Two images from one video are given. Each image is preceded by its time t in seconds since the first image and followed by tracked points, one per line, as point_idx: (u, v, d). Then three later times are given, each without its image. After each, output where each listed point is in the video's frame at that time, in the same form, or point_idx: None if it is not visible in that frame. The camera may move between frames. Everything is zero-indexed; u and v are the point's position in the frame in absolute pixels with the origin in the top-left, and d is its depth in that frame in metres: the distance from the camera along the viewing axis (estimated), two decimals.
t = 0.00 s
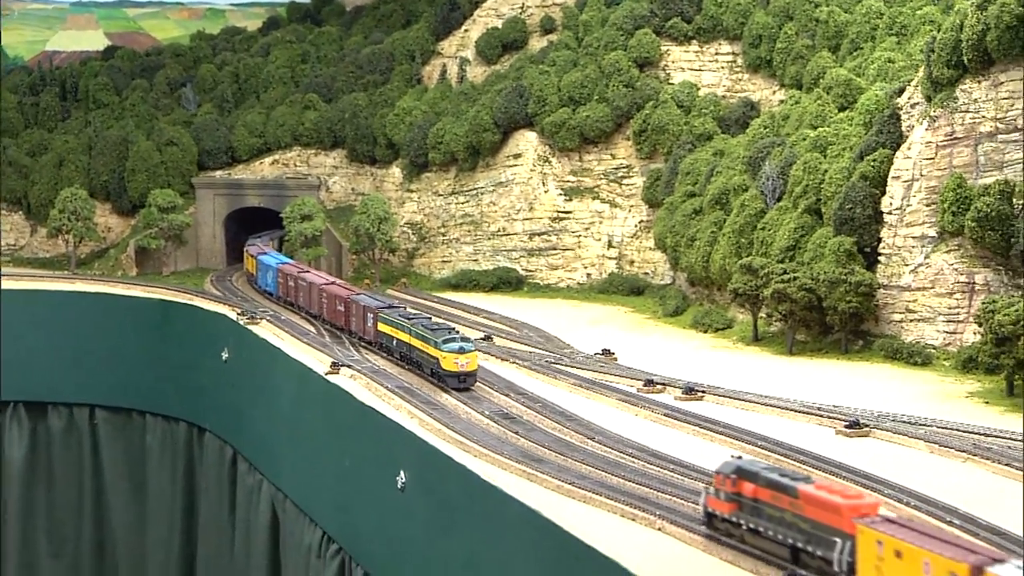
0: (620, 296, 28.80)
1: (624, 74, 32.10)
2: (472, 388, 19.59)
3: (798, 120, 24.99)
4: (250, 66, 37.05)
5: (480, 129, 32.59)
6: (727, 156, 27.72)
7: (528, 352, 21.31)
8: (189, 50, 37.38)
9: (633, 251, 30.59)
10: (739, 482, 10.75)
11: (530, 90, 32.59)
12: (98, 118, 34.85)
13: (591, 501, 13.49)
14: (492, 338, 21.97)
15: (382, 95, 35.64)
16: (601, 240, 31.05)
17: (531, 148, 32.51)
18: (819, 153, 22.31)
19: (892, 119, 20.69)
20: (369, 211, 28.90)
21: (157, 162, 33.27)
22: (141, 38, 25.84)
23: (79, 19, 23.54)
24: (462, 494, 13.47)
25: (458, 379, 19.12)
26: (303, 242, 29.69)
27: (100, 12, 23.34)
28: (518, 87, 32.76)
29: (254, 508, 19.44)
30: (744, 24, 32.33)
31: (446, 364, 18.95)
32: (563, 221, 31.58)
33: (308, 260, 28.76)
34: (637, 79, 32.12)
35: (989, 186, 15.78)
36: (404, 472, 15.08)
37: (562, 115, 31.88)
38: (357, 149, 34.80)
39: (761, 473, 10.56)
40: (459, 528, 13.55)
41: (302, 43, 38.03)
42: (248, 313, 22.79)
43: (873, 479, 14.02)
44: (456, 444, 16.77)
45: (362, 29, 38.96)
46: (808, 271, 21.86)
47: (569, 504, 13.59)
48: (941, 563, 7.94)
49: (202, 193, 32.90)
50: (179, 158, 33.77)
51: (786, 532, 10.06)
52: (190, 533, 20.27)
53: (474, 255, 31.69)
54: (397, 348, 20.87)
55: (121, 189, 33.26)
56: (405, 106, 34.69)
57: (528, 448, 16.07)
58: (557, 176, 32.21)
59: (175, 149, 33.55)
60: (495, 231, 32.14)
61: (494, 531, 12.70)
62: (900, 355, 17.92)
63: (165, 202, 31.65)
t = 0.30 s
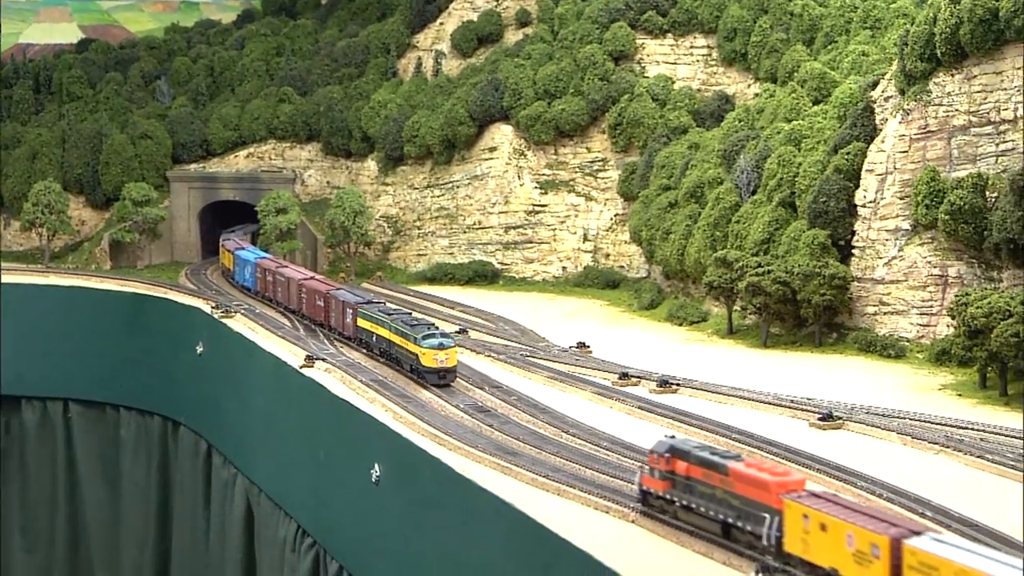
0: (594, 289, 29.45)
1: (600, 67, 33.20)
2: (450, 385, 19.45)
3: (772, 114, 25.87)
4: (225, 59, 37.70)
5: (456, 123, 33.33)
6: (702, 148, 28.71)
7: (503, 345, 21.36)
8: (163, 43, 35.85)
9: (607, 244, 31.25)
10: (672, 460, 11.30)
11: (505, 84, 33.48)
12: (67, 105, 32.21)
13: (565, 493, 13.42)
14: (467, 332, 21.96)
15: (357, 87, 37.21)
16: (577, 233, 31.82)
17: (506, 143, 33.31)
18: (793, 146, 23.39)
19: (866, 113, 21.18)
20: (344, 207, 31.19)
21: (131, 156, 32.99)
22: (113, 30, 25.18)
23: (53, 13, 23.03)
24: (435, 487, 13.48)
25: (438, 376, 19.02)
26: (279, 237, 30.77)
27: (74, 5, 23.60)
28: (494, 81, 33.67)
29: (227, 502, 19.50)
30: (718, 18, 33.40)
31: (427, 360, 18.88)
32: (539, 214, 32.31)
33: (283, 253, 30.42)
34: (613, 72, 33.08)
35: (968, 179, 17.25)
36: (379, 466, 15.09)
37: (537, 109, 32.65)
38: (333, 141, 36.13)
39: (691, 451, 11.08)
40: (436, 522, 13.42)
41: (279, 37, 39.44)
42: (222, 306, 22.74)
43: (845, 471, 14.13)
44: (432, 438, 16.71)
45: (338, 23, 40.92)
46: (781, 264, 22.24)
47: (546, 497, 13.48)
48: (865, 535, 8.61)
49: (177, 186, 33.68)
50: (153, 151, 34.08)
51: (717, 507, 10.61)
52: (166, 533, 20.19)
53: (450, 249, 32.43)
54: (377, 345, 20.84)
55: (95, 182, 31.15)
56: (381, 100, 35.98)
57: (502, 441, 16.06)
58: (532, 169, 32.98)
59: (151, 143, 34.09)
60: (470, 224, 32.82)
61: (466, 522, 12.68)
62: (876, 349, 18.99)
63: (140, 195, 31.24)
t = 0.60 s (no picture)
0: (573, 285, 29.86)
1: (579, 62, 33.24)
2: (434, 380, 19.38)
3: (750, 108, 26.14)
4: (204, 55, 37.87)
5: (434, 117, 33.52)
6: (681, 143, 28.66)
7: (482, 340, 21.42)
8: (141, 38, 37.81)
9: (587, 239, 31.56)
10: (612, 441, 11.83)
11: (484, 78, 33.57)
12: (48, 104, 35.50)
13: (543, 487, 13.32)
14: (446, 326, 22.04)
15: (336, 81, 36.84)
16: (556, 228, 32.06)
17: (484, 138, 33.53)
18: (772, 142, 23.84)
19: (844, 108, 22.29)
20: (324, 200, 31.29)
21: (108, 150, 34.14)
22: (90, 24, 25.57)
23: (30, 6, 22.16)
24: (412, 480, 13.44)
25: (421, 374, 18.95)
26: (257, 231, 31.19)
27: None
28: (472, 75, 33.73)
29: (205, 495, 19.86)
30: (697, 13, 33.55)
31: (409, 358, 18.73)
32: (518, 209, 32.61)
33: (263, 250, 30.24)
34: (592, 67, 33.25)
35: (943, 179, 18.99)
36: (356, 460, 15.08)
37: (516, 104, 32.75)
38: (311, 137, 35.89)
39: (631, 433, 11.60)
40: (415, 516, 13.38)
41: (256, 32, 39.02)
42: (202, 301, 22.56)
43: (820, 464, 14.18)
44: (409, 433, 16.69)
45: (315, 17, 40.67)
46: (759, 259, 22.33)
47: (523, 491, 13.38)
48: (794, 510, 9.15)
49: (154, 180, 34.05)
50: (130, 146, 34.51)
51: (655, 486, 11.14)
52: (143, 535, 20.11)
53: (429, 243, 32.92)
54: (360, 341, 20.70)
55: (73, 176, 33.84)
56: (359, 95, 35.71)
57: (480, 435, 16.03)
58: (512, 164, 33.13)
59: (128, 138, 34.56)
60: (449, 219, 33.25)
61: (443, 515, 12.60)
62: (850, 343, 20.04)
63: (117, 189, 32.39)
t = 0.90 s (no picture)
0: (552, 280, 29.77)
1: (554, 58, 33.21)
2: (416, 380, 19.19)
3: (726, 102, 26.54)
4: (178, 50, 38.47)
5: (410, 112, 33.43)
6: (656, 139, 28.81)
7: (459, 335, 21.45)
8: (116, 32, 39.21)
9: (564, 234, 31.41)
10: (551, 424, 12.20)
11: (459, 73, 33.41)
12: (23, 99, 36.66)
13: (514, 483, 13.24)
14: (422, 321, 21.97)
15: (311, 76, 37.01)
16: (532, 223, 32.02)
17: (461, 133, 33.29)
18: (746, 137, 24.12)
19: (818, 103, 22.67)
20: (298, 195, 31.98)
21: (83, 145, 34.26)
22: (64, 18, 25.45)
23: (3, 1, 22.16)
24: (386, 476, 13.34)
25: (402, 372, 18.72)
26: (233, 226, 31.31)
27: None
28: (448, 70, 33.58)
29: (181, 493, 19.29)
30: (672, 9, 33.67)
31: (389, 355, 18.60)
32: (494, 204, 32.56)
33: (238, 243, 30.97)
34: (569, 62, 33.21)
35: (915, 169, 19.00)
36: (331, 455, 15.01)
37: (492, 99, 32.73)
38: (287, 132, 35.85)
39: (569, 416, 11.98)
40: (388, 510, 13.26)
41: (233, 25, 40.03)
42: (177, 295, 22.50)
43: (795, 459, 14.07)
44: (384, 428, 16.66)
45: (291, 13, 41.00)
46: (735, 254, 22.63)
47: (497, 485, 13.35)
48: (724, 489, 9.59)
49: (130, 175, 34.25)
50: (105, 141, 34.68)
51: (593, 467, 11.53)
52: (118, 534, 20.04)
53: (405, 238, 33.04)
54: (341, 340, 20.56)
55: (47, 171, 34.34)
56: (334, 89, 35.87)
57: (455, 430, 15.98)
58: (488, 159, 33.15)
59: (103, 132, 34.72)
60: (425, 214, 33.17)
61: (416, 510, 12.52)
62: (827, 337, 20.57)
63: (92, 185, 32.37)
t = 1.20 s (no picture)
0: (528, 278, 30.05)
1: (530, 53, 33.43)
2: (396, 380, 18.92)
3: (701, 98, 26.60)
4: (152, 46, 38.27)
5: (385, 108, 33.67)
6: (631, 135, 28.96)
7: (433, 331, 21.46)
8: (89, 28, 38.43)
9: (538, 230, 31.95)
10: (491, 409, 12.58)
11: (434, 69, 33.67)
12: None
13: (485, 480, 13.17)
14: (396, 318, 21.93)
15: (286, 72, 37.04)
16: (507, 219, 32.38)
17: (436, 129, 33.62)
18: (721, 133, 24.18)
19: (792, 99, 22.63)
20: (273, 191, 31.98)
21: (56, 141, 33.90)
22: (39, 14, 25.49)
23: None
24: (359, 473, 13.02)
25: (380, 371, 18.41)
26: (207, 223, 31.81)
27: None
28: (422, 66, 33.81)
29: (153, 490, 19.22)
30: (646, 5, 33.92)
31: (368, 355, 18.33)
32: (469, 200, 32.87)
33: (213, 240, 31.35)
34: (543, 58, 33.44)
35: (888, 166, 19.91)
36: (305, 452, 14.75)
37: (467, 95, 32.92)
38: (262, 128, 35.97)
39: (509, 401, 12.35)
40: (359, 507, 12.95)
41: (207, 21, 39.78)
42: (150, 293, 22.73)
43: (768, 455, 13.93)
44: (357, 425, 16.55)
45: (264, 9, 40.97)
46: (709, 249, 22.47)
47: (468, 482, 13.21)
48: (656, 470, 10.02)
49: (103, 171, 34.44)
50: (78, 138, 34.40)
51: (528, 450, 11.97)
52: (90, 535, 20.03)
53: (381, 236, 33.35)
54: (320, 338, 20.29)
55: (20, 169, 33.95)
56: (310, 85, 36.01)
57: (428, 426, 15.79)
58: (463, 156, 33.35)
59: (77, 128, 34.55)
60: (400, 210, 33.37)
61: (389, 511, 12.26)
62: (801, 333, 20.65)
63: (65, 181, 32.18)
